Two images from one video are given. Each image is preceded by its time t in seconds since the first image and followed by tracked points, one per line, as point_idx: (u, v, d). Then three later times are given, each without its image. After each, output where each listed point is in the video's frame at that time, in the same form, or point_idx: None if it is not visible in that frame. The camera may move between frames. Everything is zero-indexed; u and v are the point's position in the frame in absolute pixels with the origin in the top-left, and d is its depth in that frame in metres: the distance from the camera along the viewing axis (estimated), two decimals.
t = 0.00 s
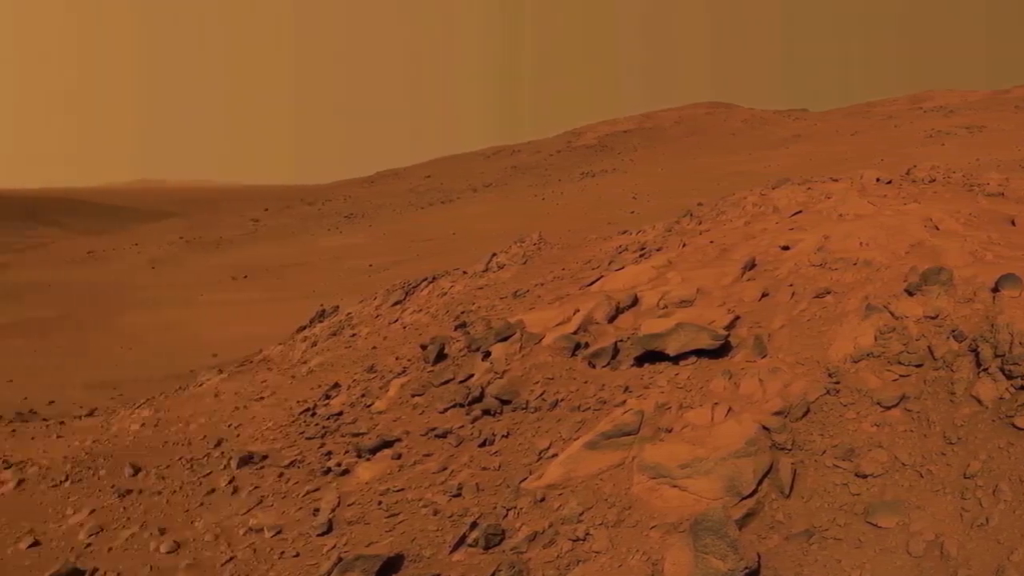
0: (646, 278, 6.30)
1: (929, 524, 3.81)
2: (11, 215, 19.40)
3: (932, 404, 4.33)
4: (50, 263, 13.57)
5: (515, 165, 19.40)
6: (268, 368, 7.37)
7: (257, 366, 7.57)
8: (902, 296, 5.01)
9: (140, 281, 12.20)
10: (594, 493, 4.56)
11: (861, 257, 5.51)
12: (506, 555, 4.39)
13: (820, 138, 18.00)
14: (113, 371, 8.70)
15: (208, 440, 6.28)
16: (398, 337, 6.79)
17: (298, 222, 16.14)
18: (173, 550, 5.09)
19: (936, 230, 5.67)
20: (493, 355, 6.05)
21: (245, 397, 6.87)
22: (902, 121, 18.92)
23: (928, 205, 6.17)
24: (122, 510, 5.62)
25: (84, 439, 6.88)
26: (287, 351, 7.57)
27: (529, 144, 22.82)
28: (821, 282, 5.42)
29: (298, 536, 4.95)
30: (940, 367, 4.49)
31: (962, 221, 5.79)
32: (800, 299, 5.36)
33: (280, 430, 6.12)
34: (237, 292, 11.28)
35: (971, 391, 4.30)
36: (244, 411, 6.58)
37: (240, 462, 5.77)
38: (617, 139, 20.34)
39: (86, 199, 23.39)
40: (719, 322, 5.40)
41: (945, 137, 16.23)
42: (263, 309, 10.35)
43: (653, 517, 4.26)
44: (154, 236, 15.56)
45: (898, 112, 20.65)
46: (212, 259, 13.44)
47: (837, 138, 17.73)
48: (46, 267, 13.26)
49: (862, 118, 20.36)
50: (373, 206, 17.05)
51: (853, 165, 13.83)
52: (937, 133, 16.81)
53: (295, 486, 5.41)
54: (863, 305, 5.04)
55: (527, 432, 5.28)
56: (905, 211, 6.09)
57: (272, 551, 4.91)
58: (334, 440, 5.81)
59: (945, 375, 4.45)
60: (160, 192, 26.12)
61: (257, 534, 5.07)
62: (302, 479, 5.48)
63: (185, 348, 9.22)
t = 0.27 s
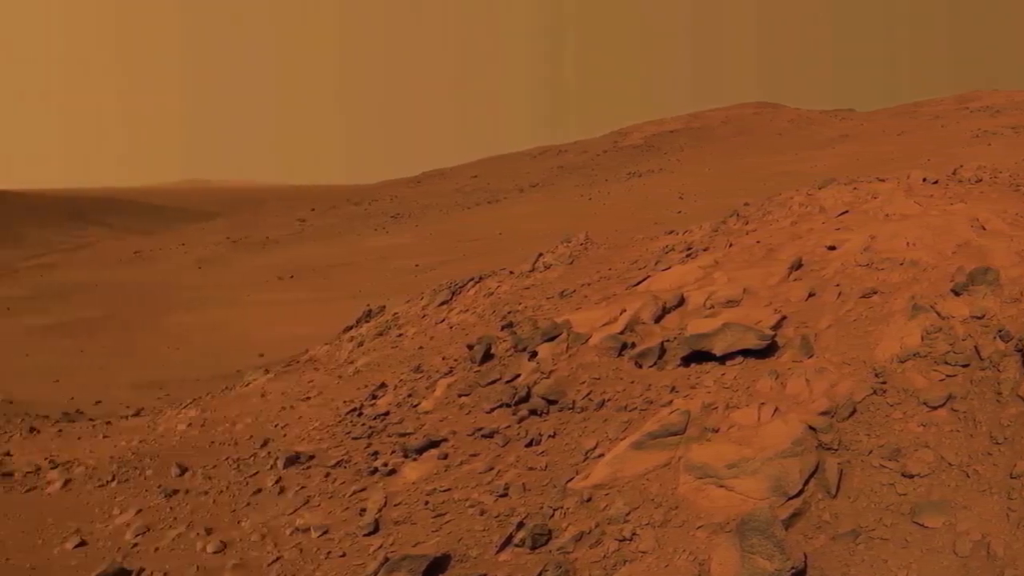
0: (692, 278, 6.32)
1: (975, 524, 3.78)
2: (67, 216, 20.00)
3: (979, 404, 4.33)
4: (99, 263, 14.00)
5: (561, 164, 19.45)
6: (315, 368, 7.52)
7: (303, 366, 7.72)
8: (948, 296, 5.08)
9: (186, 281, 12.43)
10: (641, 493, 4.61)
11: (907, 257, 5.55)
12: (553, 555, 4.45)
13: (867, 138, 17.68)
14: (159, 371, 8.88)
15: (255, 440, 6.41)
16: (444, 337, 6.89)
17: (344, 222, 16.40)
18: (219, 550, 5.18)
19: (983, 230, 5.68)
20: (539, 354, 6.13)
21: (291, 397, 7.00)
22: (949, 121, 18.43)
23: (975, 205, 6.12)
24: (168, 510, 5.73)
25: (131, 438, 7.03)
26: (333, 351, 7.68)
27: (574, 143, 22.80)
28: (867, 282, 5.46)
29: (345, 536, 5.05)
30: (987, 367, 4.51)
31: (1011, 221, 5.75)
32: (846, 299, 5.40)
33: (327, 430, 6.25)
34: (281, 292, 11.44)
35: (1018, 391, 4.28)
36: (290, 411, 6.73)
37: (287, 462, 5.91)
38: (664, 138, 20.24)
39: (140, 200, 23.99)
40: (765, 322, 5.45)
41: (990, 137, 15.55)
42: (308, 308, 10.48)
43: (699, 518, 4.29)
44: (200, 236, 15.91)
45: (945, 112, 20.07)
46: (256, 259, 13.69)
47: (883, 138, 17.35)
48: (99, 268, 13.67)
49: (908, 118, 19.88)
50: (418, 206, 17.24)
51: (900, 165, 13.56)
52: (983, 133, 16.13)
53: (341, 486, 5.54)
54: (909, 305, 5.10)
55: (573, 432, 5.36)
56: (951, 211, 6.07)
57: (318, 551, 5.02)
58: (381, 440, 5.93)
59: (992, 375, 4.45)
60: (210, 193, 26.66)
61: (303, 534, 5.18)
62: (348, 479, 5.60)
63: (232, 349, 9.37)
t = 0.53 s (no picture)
0: (736, 277, 6.33)
1: (1020, 524, 3.76)
2: (118, 218, 20.53)
3: None
4: (144, 263, 14.36)
5: (605, 164, 19.46)
6: (359, 367, 7.58)
7: (347, 366, 7.80)
8: (993, 296, 5.03)
9: (230, 281, 12.68)
10: (685, 493, 4.65)
11: (952, 257, 5.52)
12: (598, 555, 4.51)
13: (912, 138, 17.34)
14: (203, 371, 8.83)
15: (299, 440, 6.51)
16: (488, 337, 6.97)
17: (388, 222, 16.63)
18: (264, 550, 5.28)
19: None
20: (584, 354, 6.19)
21: (335, 397, 7.09)
22: (996, 121, 17.90)
23: None
24: (213, 510, 5.83)
25: (174, 438, 7.07)
26: (377, 351, 7.76)
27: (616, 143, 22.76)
28: (911, 281, 5.45)
29: (389, 536, 5.16)
30: None
31: None
32: (891, 299, 5.40)
33: (371, 430, 6.34)
34: (325, 292, 11.61)
35: None
36: (334, 411, 6.81)
37: (331, 462, 6.03)
38: (708, 138, 20.12)
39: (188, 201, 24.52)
40: (810, 322, 5.49)
41: None
42: (350, 309, 10.58)
43: (743, 518, 4.32)
44: (245, 236, 16.21)
45: (991, 112, 19.47)
46: (299, 259, 13.91)
47: (929, 138, 16.95)
48: (145, 267, 14.01)
49: (953, 118, 19.37)
50: (462, 206, 17.39)
51: (946, 164, 13.28)
52: None
53: (386, 486, 5.66)
54: (953, 305, 5.06)
55: (618, 432, 5.44)
56: (997, 210, 6.00)
57: (362, 551, 5.11)
58: (425, 440, 6.04)
59: None
60: (256, 194, 27.13)
61: (347, 535, 5.29)
62: (393, 479, 5.72)
63: (276, 348, 9.35)
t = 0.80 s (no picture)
0: (778, 278, 6.34)
1: None
2: (164, 220, 21.01)
3: None
4: (187, 263, 14.70)
5: (647, 164, 19.41)
6: (400, 367, 7.64)
7: (389, 365, 7.83)
8: None
9: (270, 281, 12.92)
10: (726, 493, 4.71)
11: (995, 257, 5.55)
12: (640, 554, 4.57)
13: (956, 137, 17.02)
14: (244, 372, 8.93)
15: (340, 440, 6.58)
16: (530, 337, 7.04)
17: (430, 222, 16.82)
18: (305, 550, 5.42)
19: None
20: (625, 354, 6.25)
21: (377, 398, 7.12)
22: None
23: None
24: (254, 510, 5.95)
25: (216, 438, 7.11)
26: (418, 351, 7.82)
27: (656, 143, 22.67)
28: (954, 282, 5.48)
29: (431, 536, 5.28)
30: None
31: None
32: (933, 299, 5.43)
33: (413, 429, 6.42)
34: (365, 292, 11.78)
35: None
36: (376, 411, 6.86)
37: (373, 461, 6.12)
38: (750, 138, 19.95)
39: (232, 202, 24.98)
40: (851, 322, 5.53)
41: None
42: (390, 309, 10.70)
43: (785, 518, 4.36)
44: (286, 236, 16.50)
45: None
46: (342, 259, 14.14)
47: (973, 137, 16.62)
48: (188, 267, 14.35)
49: (997, 117, 18.94)
50: (503, 206, 17.50)
51: (990, 164, 13.04)
52: None
53: (427, 486, 5.79)
54: (996, 305, 5.09)
55: (660, 432, 5.51)
56: None
57: (403, 551, 5.23)
58: (467, 440, 6.14)
59: None
60: (298, 195, 27.53)
61: (389, 534, 5.42)
62: (435, 479, 5.84)
63: (318, 349, 9.49)
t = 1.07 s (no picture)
0: (816, 278, 6.33)
1: None
2: (206, 222, 21.41)
3: None
4: (228, 263, 15.01)
5: (686, 165, 19.33)
6: (439, 368, 7.74)
7: (428, 365, 7.93)
8: None
9: (311, 281, 13.16)
10: (766, 492, 4.76)
11: None
12: (679, 553, 4.64)
13: (996, 138, 16.68)
14: (281, 371, 9.14)
15: (379, 440, 6.68)
16: (569, 337, 7.10)
17: (468, 222, 16.96)
18: (344, 550, 5.55)
19: None
20: (665, 354, 6.31)
21: (415, 397, 7.23)
22: None
23: None
24: (293, 510, 6.08)
25: (255, 438, 7.21)
26: (457, 350, 7.92)
27: (694, 143, 22.56)
28: (993, 281, 5.48)
29: (469, 536, 5.39)
30: None
31: None
32: (973, 299, 5.44)
33: (452, 429, 6.52)
34: (404, 292, 11.94)
35: None
36: (415, 411, 6.97)
37: (413, 461, 6.23)
38: (789, 138, 19.75)
39: (271, 203, 25.37)
40: (890, 322, 5.55)
41: None
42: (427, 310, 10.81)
43: (824, 518, 4.40)
44: (324, 237, 16.75)
45: None
46: (383, 259, 14.35)
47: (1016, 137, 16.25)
48: (228, 268, 14.69)
49: None
50: (542, 206, 17.57)
51: None
52: None
53: (466, 485, 5.89)
54: None
55: (698, 432, 5.57)
56: None
57: (442, 551, 5.35)
58: (506, 440, 6.23)
59: None
60: (337, 196, 27.85)
61: (428, 535, 5.54)
62: (474, 479, 5.95)
63: (358, 348, 9.66)
